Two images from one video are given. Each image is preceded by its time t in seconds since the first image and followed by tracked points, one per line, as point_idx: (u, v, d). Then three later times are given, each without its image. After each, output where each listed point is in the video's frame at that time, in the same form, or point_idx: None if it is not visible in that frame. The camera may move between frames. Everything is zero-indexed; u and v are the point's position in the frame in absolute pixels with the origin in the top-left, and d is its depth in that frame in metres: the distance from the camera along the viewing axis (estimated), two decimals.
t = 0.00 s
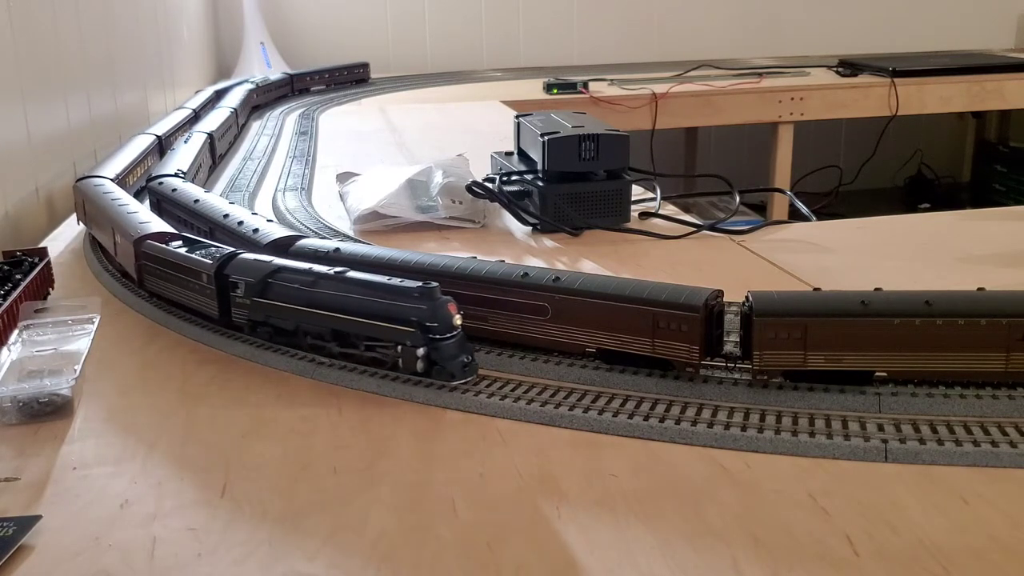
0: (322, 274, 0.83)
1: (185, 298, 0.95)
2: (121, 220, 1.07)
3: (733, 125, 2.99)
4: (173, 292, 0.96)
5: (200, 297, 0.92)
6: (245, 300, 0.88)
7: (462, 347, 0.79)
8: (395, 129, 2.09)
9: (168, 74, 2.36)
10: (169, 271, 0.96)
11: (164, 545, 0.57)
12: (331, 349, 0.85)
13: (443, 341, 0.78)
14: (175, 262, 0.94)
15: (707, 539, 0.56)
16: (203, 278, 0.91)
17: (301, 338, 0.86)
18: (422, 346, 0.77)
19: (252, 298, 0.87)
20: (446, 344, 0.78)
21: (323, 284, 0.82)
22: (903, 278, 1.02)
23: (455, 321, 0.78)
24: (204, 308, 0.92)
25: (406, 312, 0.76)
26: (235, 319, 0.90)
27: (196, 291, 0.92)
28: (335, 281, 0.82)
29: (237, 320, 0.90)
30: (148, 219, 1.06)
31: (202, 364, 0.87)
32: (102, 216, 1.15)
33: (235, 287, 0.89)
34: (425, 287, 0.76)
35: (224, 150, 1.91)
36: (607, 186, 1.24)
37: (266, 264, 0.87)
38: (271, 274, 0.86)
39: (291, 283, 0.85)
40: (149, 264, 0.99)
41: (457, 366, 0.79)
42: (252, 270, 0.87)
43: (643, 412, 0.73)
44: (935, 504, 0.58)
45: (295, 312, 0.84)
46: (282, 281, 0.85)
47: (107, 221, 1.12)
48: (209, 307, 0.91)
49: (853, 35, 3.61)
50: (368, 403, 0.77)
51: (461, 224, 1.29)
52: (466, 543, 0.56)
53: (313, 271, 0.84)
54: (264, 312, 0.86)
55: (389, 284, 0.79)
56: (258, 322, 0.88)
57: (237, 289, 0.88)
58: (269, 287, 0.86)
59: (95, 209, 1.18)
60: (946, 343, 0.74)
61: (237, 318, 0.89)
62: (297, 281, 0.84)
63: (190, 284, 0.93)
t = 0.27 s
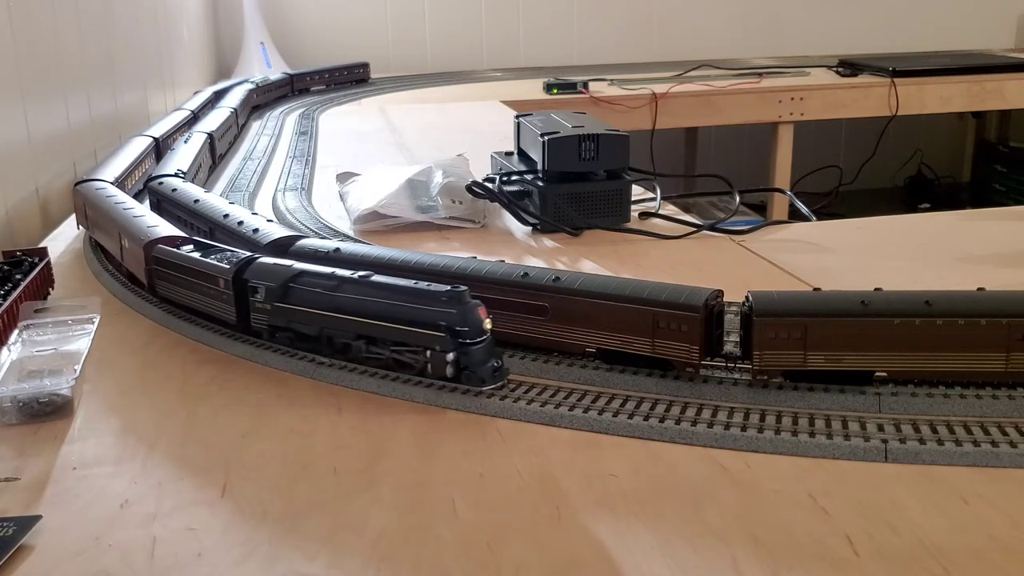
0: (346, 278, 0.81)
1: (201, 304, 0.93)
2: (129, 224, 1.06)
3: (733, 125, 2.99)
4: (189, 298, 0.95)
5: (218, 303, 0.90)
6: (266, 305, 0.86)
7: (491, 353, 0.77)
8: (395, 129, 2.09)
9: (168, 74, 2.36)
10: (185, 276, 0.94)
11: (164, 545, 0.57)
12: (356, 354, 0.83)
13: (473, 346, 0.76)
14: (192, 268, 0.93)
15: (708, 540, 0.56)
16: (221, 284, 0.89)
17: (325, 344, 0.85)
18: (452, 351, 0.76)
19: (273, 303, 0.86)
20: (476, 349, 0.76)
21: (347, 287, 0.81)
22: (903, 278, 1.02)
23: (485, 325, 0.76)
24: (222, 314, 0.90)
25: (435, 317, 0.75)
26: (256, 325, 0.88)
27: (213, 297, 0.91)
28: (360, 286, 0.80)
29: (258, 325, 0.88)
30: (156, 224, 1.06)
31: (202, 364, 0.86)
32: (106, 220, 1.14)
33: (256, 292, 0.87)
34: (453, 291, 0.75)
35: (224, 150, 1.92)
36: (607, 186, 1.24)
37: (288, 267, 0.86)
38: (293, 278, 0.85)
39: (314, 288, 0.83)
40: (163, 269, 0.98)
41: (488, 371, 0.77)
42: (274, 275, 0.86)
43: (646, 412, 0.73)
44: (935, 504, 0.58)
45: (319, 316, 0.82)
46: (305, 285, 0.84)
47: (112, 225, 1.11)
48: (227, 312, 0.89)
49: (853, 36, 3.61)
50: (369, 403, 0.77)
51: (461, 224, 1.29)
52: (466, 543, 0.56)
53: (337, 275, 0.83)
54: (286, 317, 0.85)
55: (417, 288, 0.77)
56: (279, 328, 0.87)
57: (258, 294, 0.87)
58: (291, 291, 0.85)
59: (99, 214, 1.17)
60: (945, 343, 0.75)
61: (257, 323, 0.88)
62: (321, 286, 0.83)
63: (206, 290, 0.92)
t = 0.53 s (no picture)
0: (371, 282, 0.80)
1: (215, 309, 0.91)
2: (137, 228, 1.04)
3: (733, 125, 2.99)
4: (202, 303, 0.93)
5: (236, 309, 0.88)
6: (286, 310, 0.85)
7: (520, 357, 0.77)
8: (395, 128, 2.09)
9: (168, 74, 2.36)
10: (198, 281, 0.92)
11: (164, 545, 0.57)
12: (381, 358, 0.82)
13: (503, 351, 0.76)
14: (206, 272, 0.91)
15: (708, 540, 0.56)
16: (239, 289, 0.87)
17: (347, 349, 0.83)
18: (482, 356, 0.75)
19: (294, 308, 0.84)
20: (505, 353, 0.76)
21: (373, 292, 0.80)
22: (902, 278, 1.02)
23: (515, 329, 0.76)
24: (240, 319, 0.88)
25: (466, 321, 0.74)
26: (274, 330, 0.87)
27: (230, 302, 0.89)
28: (387, 289, 0.79)
29: (276, 330, 0.86)
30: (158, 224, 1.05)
31: (201, 363, 0.86)
32: (111, 225, 1.12)
33: (275, 296, 0.86)
34: (483, 295, 0.75)
35: (224, 150, 1.92)
36: (607, 186, 1.24)
37: (308, 272, 0.85)
38: (315, 283, 0.83)
39: (337, 292, 0.82)
40: (176, 274, 0.96)
41: (517, 376, 0.77)
42: (294, 279, 0.84)
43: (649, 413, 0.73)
44: (935, 504, 0.58)
45: (343, 322, 0.81)
46: (328, 289, 0.83)
47: (118, 229, 1.09)
48: (245, 318, 0.88)
49: (853, 36, 3.61)
50: (369, 404, 0.77)
51: (461, 224, 1.29)
52: (466, 543, 0.56)
53: (361, 279, 0.82)
54: (307, 323, 0.83)
55: (446, 292, 0.76)
56: (299, 333, 0.85)
57: (277, 298, 0.85)
58: (312, 296, 0.83)
59: (103, 218, 1.15)
60: (946, 343, 0.75)
61: (276, 328, 0.86)
62: (344, 289, 0.82)
63: (222, 295, 0.90)
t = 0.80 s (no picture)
0: (397, 286, 0.80)
1: (234, 315, 0.90)
2: (146, 231, 1.03)
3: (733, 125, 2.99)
4: (220, 309, 0.91)
5: (256, 314, 0.87)
6: (308, 315, 0.84)
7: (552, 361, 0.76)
8: (395, 128, 2.09)
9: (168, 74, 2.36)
10: (215, 287, 0.91)
11: (164, 545, 0.57)
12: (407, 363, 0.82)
13: (535, 355, 0.74)
14: (224, 277, 0.89)
15: (709, 540, 0.55)
16: (260, 293, 0.86)
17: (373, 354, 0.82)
18: (514, 361, 0.74)
19: (317, 312, 0.83)
20: (538, 357, 0.74)
21: (399, 296, 0.79)
22: (902, 278, 1.02)
23: (546, 333, 0.75)
24: (260, 324, 0.87)
25: (496, 326, 0.73)
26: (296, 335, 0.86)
27: (249, 308, 0.88)
28: (413, 293, 0.79)
29: (298, 336, 0.85)
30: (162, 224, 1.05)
31: (201, 363, 0.87)
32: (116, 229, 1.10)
33: (297, 301, 0.85)
34: (513, 299, 0.74)
35: (224, 150, 1.92)
36: (607, 186, 1.24)
37: (331, 276, 0.84)
38: (338, 287, 0.83)
39: (362, 296, 0.81)
40: (191, 280, 0.94)
41: (549, 382, 0.76)
42: (317, 283, 0.84)
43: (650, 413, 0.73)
44: (936, 504, 0.58)
45: (369, 326, 0.80)
46: (353, 293, 0.82)
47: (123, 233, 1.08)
48: (266, 324, 0.86)
49: (853, 36, 3.61)
50: (370, 404, 0.77)
51: (460, 224, 1.29)
52: (466, 543, 0.56)
53: (385, 283, 0.81)
54: (331, 328, 0.82)
55: (474, 296, 0.76)
56: (321, 338, 0.84)
57: (299, 303, 0.84)
58: (336, 300, 0.82)
59: (108, 223, 1.13)
60: (947, 343, 0.75)
61: (298, 334, 0.85)
62: (369, 294, 0.81)
63: (241, 300, 0.88)
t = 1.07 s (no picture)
0: (423, 289, 0.79)
1: (252, 321, 0.88)
2: (156, 236, 1.01)
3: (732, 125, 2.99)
4: (237, 315, 0.89)
5: (276, 319, 0.85)
6: (332, 320, 0.82)
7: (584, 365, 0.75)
8: (395, 128, 2.10)
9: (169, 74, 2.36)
10: (233, 292, 0.89)
11: (164, 545, 0.57)
12: (435, 367, 0.81)
13: (568, 358, 0.74)
14: (242, 282, 0.88)
15: (708, 540, 0.55)
16: (281, 298, 0.84)
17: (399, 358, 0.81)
18: (547, 364, 0.73)
19: (342, 318, 0.82)
20: (571, 360, 0.73)
21: (427, 300, 0.78)
22: (902, 278, 1.02)
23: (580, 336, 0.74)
24: (281, 330, 0.85)
25: (529, 329, 0.72)
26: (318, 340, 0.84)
27: (268, 313, 0.86)
28: (442, 297, 0.77)
29: (322, 341, 0.84)
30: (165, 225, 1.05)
31: (202, 363, 0.87)
32: (122, 234, 1.08)
33: (319, 306, 0.83)
34: (545, 301, 0.73)
35: (224, 150, 1.92)
36: (607, 186, 1.24)
37: (354, 280, 0.83)
38: (362, 291, 0.81)
39: (388, 300, 0.80)
40: (206, 285, 0.92)
41: (583, 385, 0.75)
42: (340, 288, 0.82)
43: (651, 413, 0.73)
44: (937, 505, 0.58)
45: (397, 331, 0.79)
46: (379, 297, 0.81)
47: (130, 237, 1.06)
48: (287, 329, 0.84)
49: (853, 36, 3.61)
50: (370, 404, 0.77)
51: (460, 224, 1.29)
52: (466, 543, 0.56)
53: (411, 287, 0.80)
54: (357, 333, 0.81)
55: (505, 300, 0.75)
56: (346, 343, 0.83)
57: (322, 308, 0.83)
58: (361, 304, 0.81)
59: (113, 227, 1.11)
60: (946, 343, 0.75)
61: (321, 339, 0.84)
62: (395, 297, 0.80)
63: (259, 305, 0.86)
